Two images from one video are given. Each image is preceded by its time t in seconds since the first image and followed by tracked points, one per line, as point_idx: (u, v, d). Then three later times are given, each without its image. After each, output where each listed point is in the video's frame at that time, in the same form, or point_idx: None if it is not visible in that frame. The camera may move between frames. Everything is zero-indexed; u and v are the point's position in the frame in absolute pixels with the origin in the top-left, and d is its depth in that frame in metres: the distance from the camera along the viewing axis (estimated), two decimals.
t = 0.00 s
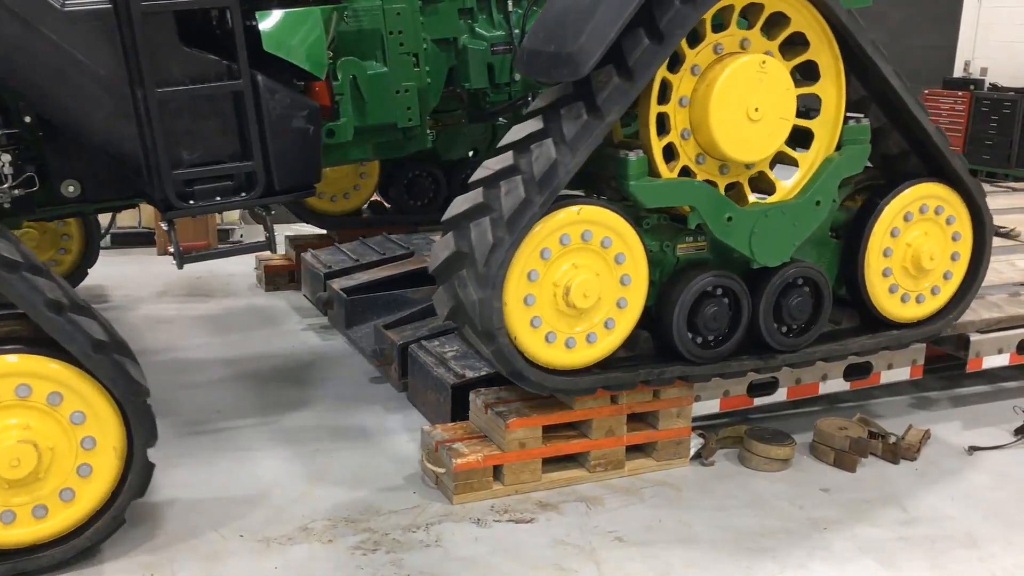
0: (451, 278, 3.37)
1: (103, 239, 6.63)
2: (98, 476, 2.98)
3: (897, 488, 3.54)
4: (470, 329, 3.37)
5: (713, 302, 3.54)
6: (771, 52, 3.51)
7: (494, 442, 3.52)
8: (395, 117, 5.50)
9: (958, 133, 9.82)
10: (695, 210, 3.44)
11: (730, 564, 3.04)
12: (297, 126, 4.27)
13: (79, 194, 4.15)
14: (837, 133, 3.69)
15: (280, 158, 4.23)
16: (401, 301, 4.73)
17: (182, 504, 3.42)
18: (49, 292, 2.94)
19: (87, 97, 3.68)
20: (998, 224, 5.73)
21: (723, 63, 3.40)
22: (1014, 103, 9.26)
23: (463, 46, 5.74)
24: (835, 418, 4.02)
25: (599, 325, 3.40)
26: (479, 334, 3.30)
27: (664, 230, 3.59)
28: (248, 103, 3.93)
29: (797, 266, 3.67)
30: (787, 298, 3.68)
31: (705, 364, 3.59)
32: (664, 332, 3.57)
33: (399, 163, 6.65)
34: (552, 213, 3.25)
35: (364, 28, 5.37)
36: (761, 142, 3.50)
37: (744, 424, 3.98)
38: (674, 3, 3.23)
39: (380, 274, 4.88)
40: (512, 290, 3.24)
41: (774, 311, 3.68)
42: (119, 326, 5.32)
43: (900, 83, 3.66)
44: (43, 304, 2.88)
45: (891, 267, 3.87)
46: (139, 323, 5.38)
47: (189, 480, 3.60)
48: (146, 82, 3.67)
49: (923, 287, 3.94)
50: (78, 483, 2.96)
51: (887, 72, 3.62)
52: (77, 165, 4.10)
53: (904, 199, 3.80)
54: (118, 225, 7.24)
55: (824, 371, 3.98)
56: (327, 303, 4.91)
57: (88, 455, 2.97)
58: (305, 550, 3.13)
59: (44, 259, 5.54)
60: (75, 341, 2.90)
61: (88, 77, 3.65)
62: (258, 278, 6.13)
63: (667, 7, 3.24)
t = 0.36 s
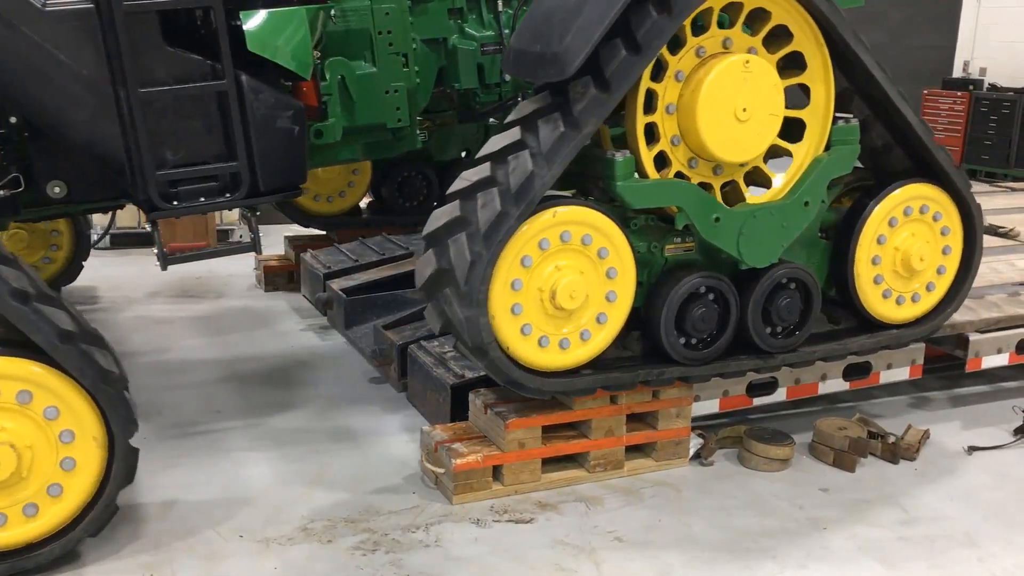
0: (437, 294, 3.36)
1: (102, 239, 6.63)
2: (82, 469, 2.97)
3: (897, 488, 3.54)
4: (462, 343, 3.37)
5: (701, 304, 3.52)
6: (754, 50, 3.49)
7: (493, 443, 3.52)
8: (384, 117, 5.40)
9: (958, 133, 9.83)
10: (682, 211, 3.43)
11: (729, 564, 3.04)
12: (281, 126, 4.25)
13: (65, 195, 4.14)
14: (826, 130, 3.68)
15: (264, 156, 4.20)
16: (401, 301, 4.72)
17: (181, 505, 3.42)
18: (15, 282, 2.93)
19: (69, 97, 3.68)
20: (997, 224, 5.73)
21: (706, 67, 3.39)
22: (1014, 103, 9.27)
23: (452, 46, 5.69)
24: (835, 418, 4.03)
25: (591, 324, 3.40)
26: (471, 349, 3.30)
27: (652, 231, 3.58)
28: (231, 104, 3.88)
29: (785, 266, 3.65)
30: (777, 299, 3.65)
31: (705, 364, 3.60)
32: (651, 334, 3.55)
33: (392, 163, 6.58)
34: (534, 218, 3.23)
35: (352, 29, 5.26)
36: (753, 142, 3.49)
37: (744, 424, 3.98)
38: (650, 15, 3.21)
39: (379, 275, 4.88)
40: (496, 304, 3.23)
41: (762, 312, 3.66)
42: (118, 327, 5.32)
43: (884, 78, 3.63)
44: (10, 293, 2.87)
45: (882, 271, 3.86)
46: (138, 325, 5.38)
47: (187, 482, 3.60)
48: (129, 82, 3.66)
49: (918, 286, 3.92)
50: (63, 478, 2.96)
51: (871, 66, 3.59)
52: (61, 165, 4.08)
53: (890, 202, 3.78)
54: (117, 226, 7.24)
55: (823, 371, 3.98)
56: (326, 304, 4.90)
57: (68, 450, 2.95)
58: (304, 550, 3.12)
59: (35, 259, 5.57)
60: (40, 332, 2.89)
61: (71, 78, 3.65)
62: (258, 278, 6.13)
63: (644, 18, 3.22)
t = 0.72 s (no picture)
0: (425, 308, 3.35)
1: (102, 240, 6.64)
2: (64, 459, 2.97)
3: (896, 488, 3.54)
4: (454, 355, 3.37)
5: (689, 306, 3.51)
6: (738, 48, 3.47)
7: (493, 443, 3.52)
8: (374, 118, 5.35)
9: (958, 133, 9.84)
10: (671, 213, 3.42)
11: (729, 564, 3.04)
12: (267, 127, 4.25)
13: (52, 196, 4.10)
14: (814, 133, 3.66)
15: (248, 156, 4.21)
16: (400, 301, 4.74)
17: (180, 506, 3.43)
18: None
19: (52, 98, 3.67)
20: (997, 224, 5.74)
21: (690, 71, 3.38)
22: (1013, 103, 9.26)
23: (442, 47, 5.66)
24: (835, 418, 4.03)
25: (582, 321, 3.39)
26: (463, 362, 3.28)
27: (639, 232, 3.58)
28: (216, 102, 3.88)
29: (773, 267, 3.63)
30: (766, 299, 3.63)
31: (704, 364, 3.60)
32: (640, 337, 3.54)
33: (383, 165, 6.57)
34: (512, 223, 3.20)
35: (341, 29, 5.22)
36: (744, 141, 3.48)
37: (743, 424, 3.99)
38: (629, 25, 3.21)
39: (378, 275, 4.88)
40: (482, 318, 3.22)
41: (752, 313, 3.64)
42: (118, 328, 5.33)
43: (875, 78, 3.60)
44: None
45: (873, 277, 3.84)
46: (138, 326, 5.39)
47: (186, 482, 3.61)
48: (112, 82, 3.65)
49: (912, 286, 3.91)
50: (47, 472, 2.95)
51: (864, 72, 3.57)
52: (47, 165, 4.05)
53: (876, 209, 3.75)
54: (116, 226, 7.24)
55: (823, 372, 3.98)
56: (326, 304, 4.90)
57: (47, 443, 2.95)
58: (304, 551, 3.13)
59: (25, 262, 5.56)
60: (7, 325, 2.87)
61: (52, 77, 3.64)
62: (257, 279, 6.13)
63: (622, 28, 3.23)
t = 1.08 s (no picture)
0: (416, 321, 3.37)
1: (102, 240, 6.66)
2: (46, 451, 2.95)
3: (896, 489, 3.54)
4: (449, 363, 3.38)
5: (678, 307, 3.48)
6: (722, 45, 3.43)
7: (493, 444, 3.52)
8: (363, 118, 5.29)
9: (958, 133, 9.84)
10: (659, 214, 3.40)
11: (729, 565, 3.05)
12: (252, 128, 4.09)
13: (38, 197, 4.01)
14: (805, 134, 3.64)
15: (235, 157, 4.04)
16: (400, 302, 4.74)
17: (180, 507, 3.43)
18: None
19: (35, 99, 3.51)
20: (997, 224, 5.74)
21: (675, 76, 3.35)
22: (1013, 103, 9.27)
23: (433, 47, 5.60)
24: (835, 418, 4.04)
25: (576, 316, 3.38)
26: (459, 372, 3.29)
27: (628, 233, 3.55)
28: (201, 104, 3.72)
29: (762, 268, 3.60)
30: (755, 300, 3.61)
31: (704, 364, 3.60)
32: (628, 338, 3.51)
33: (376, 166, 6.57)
34: (498, 225, 3.19)
35: (331, 28, 5.18)
36: (736, 140, 3.47)
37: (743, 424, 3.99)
38: (606, 36, 3.20)
39: (377, 275, 4.88)
40: (471, 330, 3.23)
41: (741, 313, 3.61)
42: (119, 329, 5.34)
43: (865, 79, 3.57)
44: None
45: (865, 282, 3.84)
46: (139, 327, 5.40)
47: (186, 483, 3.61)
48: (96, 81, 3.50)
49: (907, 284, 3.90)
50: (31, 465, 2.94)
51: (854, 73, 3.55)
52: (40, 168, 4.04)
53: (863, 212, 3.74)
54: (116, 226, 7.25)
55: (823, 372, 3.98)
56: (326, 305, 4.91)
57: (25, 436, 2.92)
58: (304, 552, 3.12)
59: (12, 262, 5.59)
60: None
61: (34, 77, 3.48)
62: (258, 279, 6.14)
63: (599, 40, 3.21)
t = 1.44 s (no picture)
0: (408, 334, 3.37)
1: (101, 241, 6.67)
2: (26, 441, 2.95)
3: (897, 489, 3.54)
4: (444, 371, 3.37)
5: (667, 307, 3.47)
6: (706, 43, 3.42)
7: (493, 443, 3.52)
8: (354, 119, 5.32)
9: (958, 133, 9.85)
10: (647, 214, 3.38)
11: (730, 564, 3.05)
12: (239, 127, 3.96)
13: (25, 198, 4.00)
14: (796, 130, 3.62)
15: (219, 158, 3.92)
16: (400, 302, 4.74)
17: (181, 507, 3.43)
18: None
19: (18, 98, 3.46)
20: (998, 224, 5.74)
21: (660, 81, 3.34)
22: (1013, 103, 9.28)
23: (424, 47, 5.57)
24: (836, 418, 4.04)
25: (568, 311, 3.36)
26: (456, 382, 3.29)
27: (617, 234, 3.52)
28: (186, 104, 3.65)
29: (753, 269, 3.59)
30: (745, 302, 3.59)
31: (704, 364, 3.60)
32: (617, 340, 3.50)
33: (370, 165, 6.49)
34: (486, 224, 3.18)
35: (320, 28, 5.20)
36: (728, 136, 3.45)
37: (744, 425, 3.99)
38: (584, 47, 3.20)
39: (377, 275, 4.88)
40: (463, 342, 3.22)
41: (731, 314, 3.59)
42: (121, 330, 5.34)
43: (854, 78, 3.57)
44: None
45: (859, 287, 3.82)
46: (141, 327, 5.41)
47: (186, 484, 3.61)
48: (78, 81, 3.42)
49: (904, 282, 3.88)
50: (12, 456, 2.93)
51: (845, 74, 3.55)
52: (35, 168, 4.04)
53: (853, 213, 3.71)
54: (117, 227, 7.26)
55: (823, 371, 3.98)
56: (326, 305, 4.93)
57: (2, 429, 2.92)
58: (305, 551, 3.12)
59: (6, 262, 5.61)
60: None
61: (17, 77, 3.43)
62: (258, 279, 6.15)
63: (577, 52, 3.20)
